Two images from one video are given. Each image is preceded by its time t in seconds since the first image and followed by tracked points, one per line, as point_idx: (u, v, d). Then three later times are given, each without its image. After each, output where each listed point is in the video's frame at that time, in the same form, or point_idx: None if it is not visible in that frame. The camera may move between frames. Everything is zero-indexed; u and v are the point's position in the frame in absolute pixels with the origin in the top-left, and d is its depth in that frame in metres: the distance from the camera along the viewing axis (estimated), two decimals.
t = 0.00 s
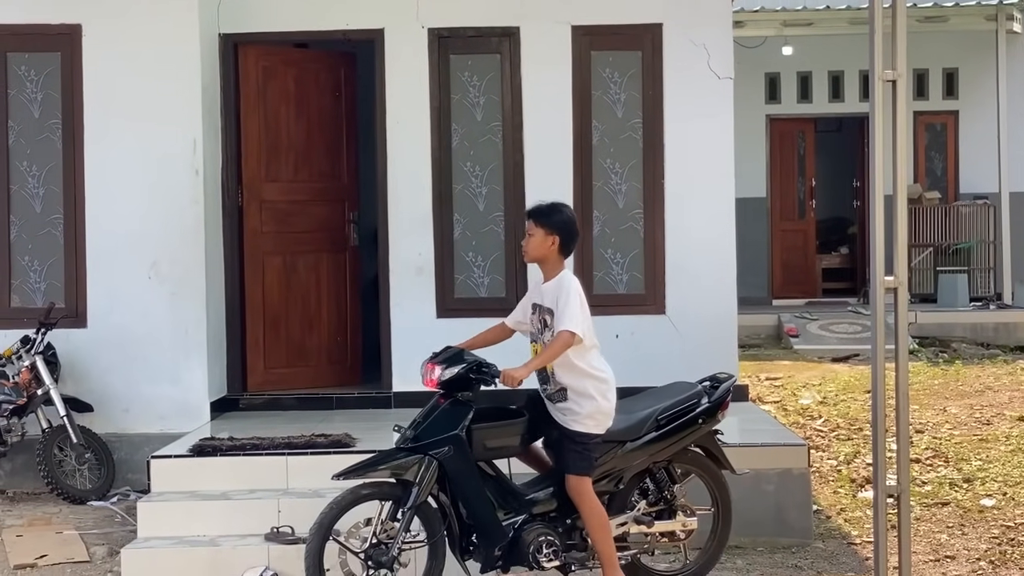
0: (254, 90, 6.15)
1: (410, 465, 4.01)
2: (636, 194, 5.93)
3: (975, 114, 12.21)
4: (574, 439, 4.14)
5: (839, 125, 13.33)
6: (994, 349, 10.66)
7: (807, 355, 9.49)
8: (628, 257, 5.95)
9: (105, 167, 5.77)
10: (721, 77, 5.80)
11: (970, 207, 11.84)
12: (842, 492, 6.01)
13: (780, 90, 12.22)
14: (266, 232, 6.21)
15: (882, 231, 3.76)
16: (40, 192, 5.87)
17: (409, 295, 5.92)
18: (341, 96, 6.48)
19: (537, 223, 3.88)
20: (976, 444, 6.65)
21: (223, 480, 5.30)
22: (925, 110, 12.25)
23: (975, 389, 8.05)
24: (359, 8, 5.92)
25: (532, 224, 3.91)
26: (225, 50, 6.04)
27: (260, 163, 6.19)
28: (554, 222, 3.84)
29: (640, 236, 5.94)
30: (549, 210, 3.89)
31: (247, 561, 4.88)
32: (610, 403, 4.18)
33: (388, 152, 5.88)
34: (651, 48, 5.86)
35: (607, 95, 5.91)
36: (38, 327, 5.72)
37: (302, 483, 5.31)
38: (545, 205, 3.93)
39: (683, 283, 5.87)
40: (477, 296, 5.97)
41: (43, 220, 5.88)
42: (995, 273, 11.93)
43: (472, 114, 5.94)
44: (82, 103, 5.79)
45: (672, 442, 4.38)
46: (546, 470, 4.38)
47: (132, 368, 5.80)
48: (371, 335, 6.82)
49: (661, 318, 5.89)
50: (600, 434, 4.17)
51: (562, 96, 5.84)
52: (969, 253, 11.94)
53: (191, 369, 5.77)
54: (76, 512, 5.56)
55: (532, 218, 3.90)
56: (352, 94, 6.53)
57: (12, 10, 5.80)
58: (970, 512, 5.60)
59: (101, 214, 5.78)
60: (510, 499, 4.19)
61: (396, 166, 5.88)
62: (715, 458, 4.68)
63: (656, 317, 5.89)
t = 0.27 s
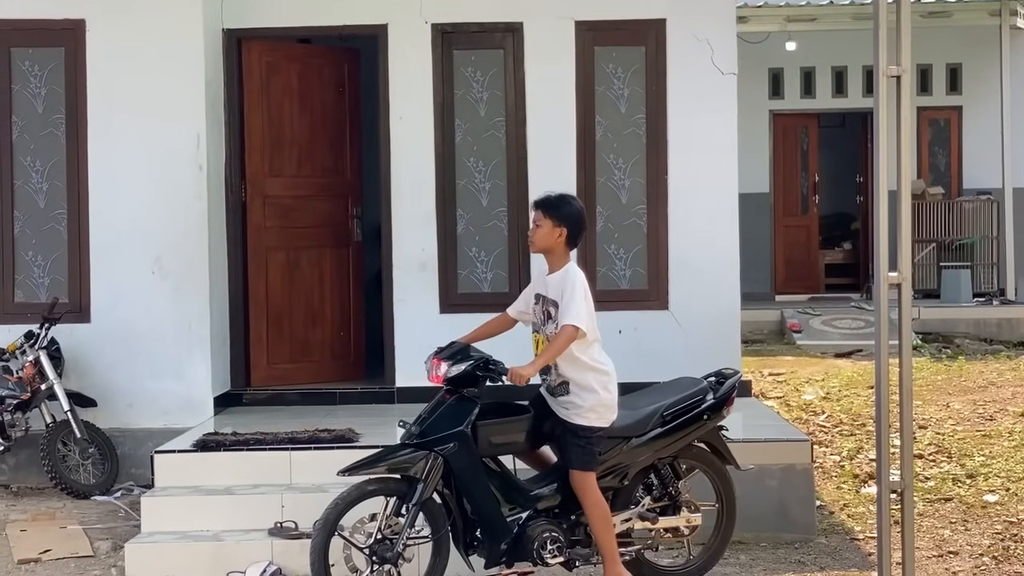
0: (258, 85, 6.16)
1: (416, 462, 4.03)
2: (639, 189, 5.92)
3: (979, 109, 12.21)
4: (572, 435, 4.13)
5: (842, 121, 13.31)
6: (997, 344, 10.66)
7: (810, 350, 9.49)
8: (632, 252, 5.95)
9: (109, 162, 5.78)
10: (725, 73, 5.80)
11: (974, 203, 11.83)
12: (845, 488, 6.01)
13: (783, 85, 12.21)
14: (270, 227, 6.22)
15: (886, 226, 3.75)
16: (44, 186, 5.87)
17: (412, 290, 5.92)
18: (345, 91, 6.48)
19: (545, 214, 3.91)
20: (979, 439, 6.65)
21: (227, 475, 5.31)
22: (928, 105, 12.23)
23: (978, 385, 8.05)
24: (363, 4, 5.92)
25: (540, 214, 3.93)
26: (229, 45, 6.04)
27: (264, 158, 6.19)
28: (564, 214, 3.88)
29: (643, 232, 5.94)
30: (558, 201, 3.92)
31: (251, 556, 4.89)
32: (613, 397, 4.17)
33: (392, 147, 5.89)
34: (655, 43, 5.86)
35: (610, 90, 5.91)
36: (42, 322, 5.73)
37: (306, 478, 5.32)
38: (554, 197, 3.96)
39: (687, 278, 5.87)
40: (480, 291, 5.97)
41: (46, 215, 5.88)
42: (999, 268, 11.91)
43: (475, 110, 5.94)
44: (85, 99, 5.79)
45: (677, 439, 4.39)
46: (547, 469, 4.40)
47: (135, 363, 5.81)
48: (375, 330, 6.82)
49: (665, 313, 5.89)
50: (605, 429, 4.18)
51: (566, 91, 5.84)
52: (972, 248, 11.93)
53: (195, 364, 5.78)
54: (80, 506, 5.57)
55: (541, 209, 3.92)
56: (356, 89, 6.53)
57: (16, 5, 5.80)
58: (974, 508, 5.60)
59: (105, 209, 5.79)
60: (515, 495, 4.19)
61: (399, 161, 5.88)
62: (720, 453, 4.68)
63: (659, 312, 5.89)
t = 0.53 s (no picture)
0: (261, 80, 6.16)
1: (419, 456, 4.02)
2: (642, 184, 5.92)
3: (982, 104, 12.20)
4: (577, 425, 4.13)
5: (845, 116, 13.30)
6: (1000, 339, 10.65)
7: (813, 345, 9.49)
8: (635, 247, 5.95)
9: (112, 156, 5.78)
10: (728, 67, 5.80)
11: (977, 198, 11.82)
12: (848, 483, 6.01)
13: (786, 80, 12.20)
14: (273, 222, 6.22)
15: (888, 220, 3.74)
16: (47, 181, 5.88)
17: (415, 286, 5.93)
18: (347, 86, 6.48)
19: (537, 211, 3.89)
20: (982, 435, 6.65)
21: (230, 470, 5.32)
22: (931, 101, 12.22)
23: (981, 380, 8.05)
24: None
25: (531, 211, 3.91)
26: (232, 40, 6.04)
27: (266, 153, 6.20)
28: (556, 210, 3.86)
29: (646, 226, 5.94)
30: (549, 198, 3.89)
31: (254, 551, 4.90)
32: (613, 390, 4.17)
33: (395, 142, 5.89)
34: (658, 38, 5.86)
35: (613, 85, 5.91)
36: (46, 316, 5.73)
37: (309, 473, 5.32)
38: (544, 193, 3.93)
39: (690, 273, 5.87)
40: (483, 286, 5.97)
41: (50, 210, 5.89)
42: (1000, 264, 11.84)
43: (478, 105, 5.94)
44: (89, 93, 5.79)
45: (680, 434, 4.40)
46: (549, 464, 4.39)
47: (139, 358, 5.82)
48: (378, 326, 6.83)
49: (667, 308, 5.89)
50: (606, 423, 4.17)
51: (569, 85, 5.84)
52: (975, 244, 11.93)
53: (198, 359, 5.79)
54: (84, 501, 5.58)
55: (533, 206, 3.89)
56: (358, 84, 6.53)
57: None
58: (976, 503, 5.60)
59: (108, 203, 5.79)
60: (518, 490, 4.20)
61: (402, 155, 5.89)
62: (723, 449, 4.69)
63: (661, 307, 5.90)
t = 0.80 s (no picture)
0: (263, 75, 6.15)
1: (422, 451, 4.02)
2: (645, 178, 5.92)
3: (984, 98, 12.20)
4: (581, 418, 4.10)
5: (848, 111, 13.28)
6: (1002, 334, 10.65)
7: (816, 340, 9.48)
8: (638, 242, 5.95)
9: (114, 151, 5.78)
10: (732, 62, 5.79)
11: (980, 192, 11.81)
12: (851, 478, 6.01)
13: (789, 74, 12.19)
14: (275, 216, 6.22)
15: (891, 214, 3.74)
16: (50, 176, 5.87)
17: (418, 281, 5.93)
18: (350, 81, 6.48)
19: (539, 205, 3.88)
20: (985, 429, 6.65)
21: (233, 464, 5.32)
22: (935, 95, 12.21)
23: (984, 374, 8.05)
24: None
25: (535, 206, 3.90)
26: (235, 35, 6.02)
27: (270, 147, 6.19)
28: (557, 203, 3.86)
29: (649, 221, 5.94)
30: (549, 191, 3.89)
31: (257, 545, 4.90)
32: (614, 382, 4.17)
33: (397, 136, 5.89)
34: (661, 32, 5.85)
35: (616, 80, 5.90)
36: (48, 311, 5.73)
37: (312, 467, 5.32)
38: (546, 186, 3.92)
39: (693, 268, 5.87)
40: (486, 281, 5.97)
41: (53, 205, 5.88)
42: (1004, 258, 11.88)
43: (481, 100, 5.93)
44: (91, 88, 5.78)
45: (682, 428, 4.41)
46: (547, 461, 4.38)
47: (141, 353, 5.82)
48: (381, 321, 6.83)
49: (670, 303, 5.89)
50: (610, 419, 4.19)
51: (572, 79, 5.84)
52: (977, 238, 11.93)
53: (201, 353, 5.79)
54: (87, 495, 5.58)
55: (534, 201, 3.89)
56: (361, 79, 6.54)
57: None
58: (979, 497, 5.61)
59: (111, 198, 5.79)
60: (520, 484, 4.21)
61: (405, 150, 5.88)
62: (726, 444, 4.69)
63: (664, 302, 5.89)
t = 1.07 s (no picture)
0: (265, 70, 6.15)
1: (422, 445, 4.03)
2: (647, 173, 5.91)
3: (987, 93, 12.19)
4: (586, 413, 4.13)
5: (851, 105, 13.27)
6: (1004, 328, 10.64)
7: (817, 334, 9.48)
8: (640, 237, 5.94)
9: (116, 146, 5.78)
10: (733, 56, 5.79)
11: (982, 186, 11.81)
12: (853, 472, 6.01)
13: (791, 70, 12.19)
14: (277, 211, 6.21)
15: (891, 209, 3.69)
16: (51, 171, 5.87)
17: (419, 276, 5.92)
18: (352, 75, 6.48)
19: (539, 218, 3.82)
20: (987, 424, 6.65)
21: (234, 459, 5.32)
22: (937, 89, 12.21)
23: (986, 369, 8.05)
24: None
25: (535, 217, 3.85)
26: (236, 30, 6.04)
27: (271, 142, 6.19)
28: (560, 210, 3.82)
29: (651, 216, 5.93)
30: (547, 201, 3.82)
31: (259, 540, 4.90)
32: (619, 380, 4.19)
33: (399, 131, 5.88)
34: (663, 27, 5.84)
35: (618, 74, 5.90)
36: (50, 306, 5.73)
37: (314, 462, 5.32)
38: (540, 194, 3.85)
39: (695, 262, 5.87)
40: (488, 276, 5.97)
41: (54, 200, 5.88)
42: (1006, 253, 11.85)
43: (483, 94, 5.93)
44: (92, 83, 5.78)
45: (682, 422, 4.40)
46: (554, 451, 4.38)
47: (143, 348, 5.82)
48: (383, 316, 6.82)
49: (672, 298, 5.89)
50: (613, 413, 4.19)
51: (574, 73, 5.83)
52: (979, 233, 11.92)
53: (202, 348, 5.79)
54: (89, 490, 5.58)
55: (535, 213, 3.82)
56: (363, 73, 6.54)
57: None
58: (981, 491, 5.61)
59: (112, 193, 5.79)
60: (521, 478, 4.19)
61: (406, 144, 5.88)
62: (726, 437, 4.68)
63: (666, 297, 5.89)
